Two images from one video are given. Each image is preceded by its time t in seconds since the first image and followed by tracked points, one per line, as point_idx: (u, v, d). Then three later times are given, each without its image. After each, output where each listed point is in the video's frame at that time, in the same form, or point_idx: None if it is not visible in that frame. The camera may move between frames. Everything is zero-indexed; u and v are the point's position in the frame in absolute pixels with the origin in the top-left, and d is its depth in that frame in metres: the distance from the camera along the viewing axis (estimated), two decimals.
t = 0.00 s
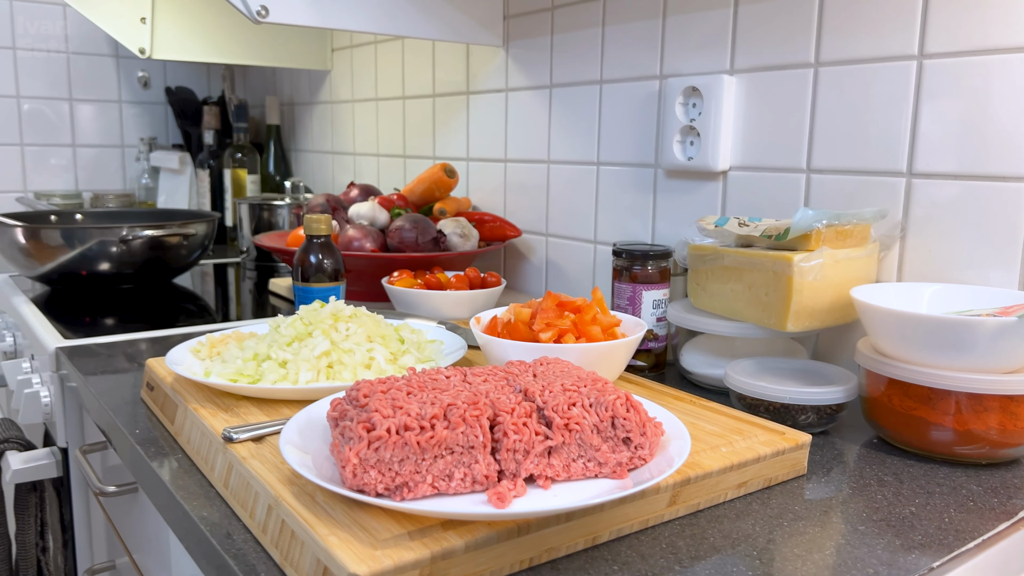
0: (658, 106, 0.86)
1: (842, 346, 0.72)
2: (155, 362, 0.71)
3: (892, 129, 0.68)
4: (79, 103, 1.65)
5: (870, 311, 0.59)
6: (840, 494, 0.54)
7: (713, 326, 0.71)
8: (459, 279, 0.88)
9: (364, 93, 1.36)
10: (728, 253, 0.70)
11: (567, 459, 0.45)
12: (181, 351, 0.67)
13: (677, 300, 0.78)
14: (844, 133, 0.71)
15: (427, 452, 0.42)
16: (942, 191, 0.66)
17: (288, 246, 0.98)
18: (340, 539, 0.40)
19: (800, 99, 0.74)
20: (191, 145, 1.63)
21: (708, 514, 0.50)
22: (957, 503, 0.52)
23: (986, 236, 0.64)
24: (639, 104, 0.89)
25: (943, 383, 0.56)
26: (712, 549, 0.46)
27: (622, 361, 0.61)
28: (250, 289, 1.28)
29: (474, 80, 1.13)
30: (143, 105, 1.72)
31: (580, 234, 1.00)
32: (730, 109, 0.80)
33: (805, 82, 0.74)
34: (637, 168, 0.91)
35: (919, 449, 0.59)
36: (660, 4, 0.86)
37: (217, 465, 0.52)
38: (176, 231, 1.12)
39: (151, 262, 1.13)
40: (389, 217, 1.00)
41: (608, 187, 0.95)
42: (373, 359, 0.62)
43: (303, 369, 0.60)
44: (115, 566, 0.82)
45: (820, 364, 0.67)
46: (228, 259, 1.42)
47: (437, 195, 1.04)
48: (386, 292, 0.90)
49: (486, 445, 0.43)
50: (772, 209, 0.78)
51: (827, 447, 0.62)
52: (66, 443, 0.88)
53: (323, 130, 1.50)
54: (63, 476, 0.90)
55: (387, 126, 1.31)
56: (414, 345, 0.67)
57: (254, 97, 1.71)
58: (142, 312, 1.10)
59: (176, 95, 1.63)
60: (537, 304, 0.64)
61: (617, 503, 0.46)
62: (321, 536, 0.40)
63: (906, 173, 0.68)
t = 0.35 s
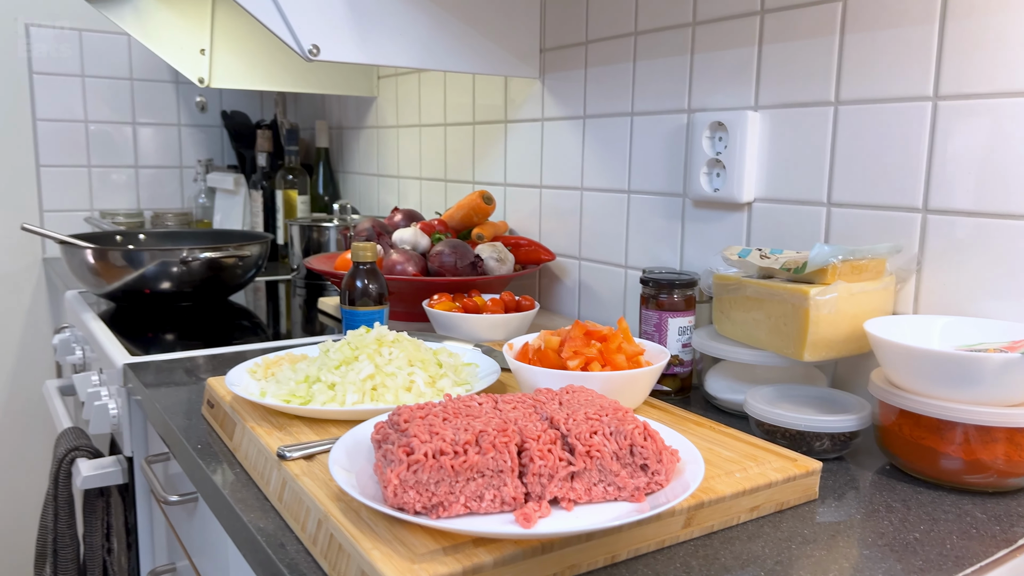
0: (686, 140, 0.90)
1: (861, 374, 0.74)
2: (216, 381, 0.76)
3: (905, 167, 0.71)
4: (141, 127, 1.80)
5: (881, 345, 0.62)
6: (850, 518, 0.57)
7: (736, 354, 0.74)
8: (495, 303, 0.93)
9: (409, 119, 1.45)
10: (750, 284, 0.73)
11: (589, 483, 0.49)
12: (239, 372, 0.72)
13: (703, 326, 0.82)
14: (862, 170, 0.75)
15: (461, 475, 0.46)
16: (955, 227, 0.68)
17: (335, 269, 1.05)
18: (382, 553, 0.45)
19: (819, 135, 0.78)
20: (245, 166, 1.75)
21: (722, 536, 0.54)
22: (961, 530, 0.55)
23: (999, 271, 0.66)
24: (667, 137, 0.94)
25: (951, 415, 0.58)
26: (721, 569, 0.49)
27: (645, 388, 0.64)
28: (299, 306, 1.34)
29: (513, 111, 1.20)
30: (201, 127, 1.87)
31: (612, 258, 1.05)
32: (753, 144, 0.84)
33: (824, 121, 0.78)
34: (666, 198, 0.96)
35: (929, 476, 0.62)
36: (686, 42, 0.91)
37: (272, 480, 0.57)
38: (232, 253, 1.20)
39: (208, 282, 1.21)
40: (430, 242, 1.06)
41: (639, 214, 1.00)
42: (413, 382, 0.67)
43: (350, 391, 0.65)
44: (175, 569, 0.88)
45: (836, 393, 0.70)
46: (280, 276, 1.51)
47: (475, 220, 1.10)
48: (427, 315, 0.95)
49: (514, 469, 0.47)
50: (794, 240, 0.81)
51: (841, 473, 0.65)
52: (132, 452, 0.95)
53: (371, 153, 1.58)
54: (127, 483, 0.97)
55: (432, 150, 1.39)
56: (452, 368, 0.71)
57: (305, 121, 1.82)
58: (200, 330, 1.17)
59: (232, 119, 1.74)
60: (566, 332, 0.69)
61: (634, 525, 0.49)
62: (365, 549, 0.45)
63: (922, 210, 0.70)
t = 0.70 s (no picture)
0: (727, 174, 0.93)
1: (896, 407, 0.76)
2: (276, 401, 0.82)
3: (940, 206, 0.73)
4: (210, 150, 1.91)
5: (910, 383, 0.63)
6: (874, 552, 0.59)
7: (772, 386, 0.76)
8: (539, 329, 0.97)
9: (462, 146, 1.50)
10: (785, 317, 0.75)
11: (617, 513, 0.52)
12: (297, 395, 0.77)
13: (741, 357, 0.84)
14: (897, 207, 0.76)
15: (496, 503, 0.50)
16: (989, 265, 0.69)
17: (388, 293, 1.09)
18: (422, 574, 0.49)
19: (856, 173, 0.80)
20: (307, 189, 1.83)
21: (746, 566, 0.56)
22: (984, 568, 0.56)
23: None
24: (709, 169, 0.97)
25: (979, 454, 0.59)
26: None
27: (679, 420, 0.67)
28: (355, 325, 1.40)
29: (560, 140, 1.24)
30: (266, 150, 1.97)
31: (655, 285, 1.08)
32: (792, 180, 0.86)
33: (861, 160, 0.79)
34: (707, 228, 0.98)
35: (957, 512, 0.63)
36: (728, 78, 0.93)
37: (325, 500, 0.61)
38: (293, 275, 1.26)
39: (270, 303, 1.27)
40: (478, 268, 1.10)
41: (681, 243, 1.03)
42: (457, 409, 0.70)
43: (398, 417, 0.69)
44: None
45: (868, 427, 0.72)
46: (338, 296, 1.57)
47: (521, 247, 1.14)
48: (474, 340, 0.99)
49: (546, 499, 0.51)
50: (831, 274, 0.83)
51: (870, 506, 0.66)
52: (197, 465, 1.01)
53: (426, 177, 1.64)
54: (193, 493, 1.03)
55: (483, 176, 1.44)
56: (494, 396, 0.75)
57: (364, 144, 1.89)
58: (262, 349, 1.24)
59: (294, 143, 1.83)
60: (602, 363, 0.72)
61: (659, 554, 0.52)
62: (407, 570, 0.49)
63: (956, 248, 0.72)
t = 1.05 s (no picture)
0: (759, 202, 0.95)
1: (923, 435, 0.77)
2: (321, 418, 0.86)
3: (967, 238, 0.74)
4: (264, 169, 1.99)
5: (930, 414, 0.64)
6: None
7: (799, 412, 0.78)
8: (574, 350, 1.00)
9: (505, 167, 1.54)
10: (813, 345, 0.77)
11: (637, 535, 0.55)
12: (341, 413, 0.81)
13: (770, 382, 0.86)
14: (924, 237, 0.78)
15: (522, 523, 0.53)
16: (1014, 296, 0.70)
17: (429, 313, 1.14)
18: None
19: (885, 203, 0.81)
20: (355, 207, 1.89)
21: None
22: None
23: None
24: (743, 196, 0.99)
25: (997, 485, 0.61)
26: None
27: (705, 445, 0.69)
28: (399, 341, 1.45)
29: (598, 163, 1.28)
30: (317, 169, 2.04)
31: (690, 307, 1.10)
32: (823, 208, 0.88)
33: (890, 190, 0.81)
34: (741, 253, 1.00)
35: (979, 541, 0.64)
36: (761, 107, 0.96)
37: (365, 514, 0.65)
38: (340, 294, 1.31)
39: (319, 320, 1.32)
40: (516, 288, 1.14)
41: (715, 267, 1.05)
42: (490, 430, 0.73)
43: (434, 436, 0.72)
44: None
45: (893, 454, 0.73)
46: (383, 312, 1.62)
47: (558, 268, 1.18)
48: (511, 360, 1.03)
49: (569, 520, 0.54)
50: (860, 301, 0.85)
51: (893, 532, 0.68)
52: (248, 475, 1.06)
53: (470, 196, 1.69)
54: (244, 502, 1.09)
55: (525, 197, 1.48)
56: (527, 417, 0.78)
57: (410, 163, 1.95)
58: (311, 364, 1.29)
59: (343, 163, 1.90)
60: (631, 388, 0.74)
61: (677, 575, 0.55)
62: None
63: (982, 279, 0.73)
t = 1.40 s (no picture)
0: (781, 230, 0.97)
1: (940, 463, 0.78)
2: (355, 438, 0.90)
3: (984, 271, 0.75)
4: (306, 189, 2.05)
5: (940, 447, 0.66)
6: None
7: (816, 439, 0.80)
8: (599, 372, 1.02)
9: (537, 188, 1.58)
10: (830, 374, 0.78)
11: (648, 561, 0.57)
12: (375, 433, 0.85)
13: (790, 408, 0.87)
14: (941, 269, 0.79)
15: (539, 547, 0.56)
16: None
17: (461, 333, 1.17)
18: None
19: (904, 235, 0.83)
20: (393, 225, 1.95)
21: None
22: None
23: None
24: (767, 224, 1.01)
25: (1006, 517, 0.62)
26: None
27: (721, 471, 0.71)
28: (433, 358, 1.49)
29: (627, 187, 1.31)
30: (356, 188, 2.10)
31: (715, 331, 1.12)
32: (844, 239, 0.90)
33: (908, 222, 0.82)
34: (765, 280, 1.02)
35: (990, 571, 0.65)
36: (784, 138, 0.98)
37: (394, 533, 0.69)
38: (376, 312, 1.36)
39: (356, 338, 1.37)
40: (544, 310, 1.17)
41: (740, 292, 1.07)
42: (515, 453, 0.76)
43: (461, 459, 0.75)
44: None
45: (909, 484, 0.74)
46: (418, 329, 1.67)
47: (585, 291, 1.21)
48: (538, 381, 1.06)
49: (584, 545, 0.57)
50: (881, 330, 0.86)
51: (905, 560, 0.69)
52: (287, 489, 1.11)
53: (504, 216, 1.73)
54: (282, 514, 1.13)
55: (557, 218, 1.51)
56: (551, 440, 0.81)
57: (446, 182, 1.99)
58: (348, 380, 1.34)
59: (381, 182, 1.95)
60: (650, 415, 0.77)
61: None
62: None
63: (998, 311, 0.74)
